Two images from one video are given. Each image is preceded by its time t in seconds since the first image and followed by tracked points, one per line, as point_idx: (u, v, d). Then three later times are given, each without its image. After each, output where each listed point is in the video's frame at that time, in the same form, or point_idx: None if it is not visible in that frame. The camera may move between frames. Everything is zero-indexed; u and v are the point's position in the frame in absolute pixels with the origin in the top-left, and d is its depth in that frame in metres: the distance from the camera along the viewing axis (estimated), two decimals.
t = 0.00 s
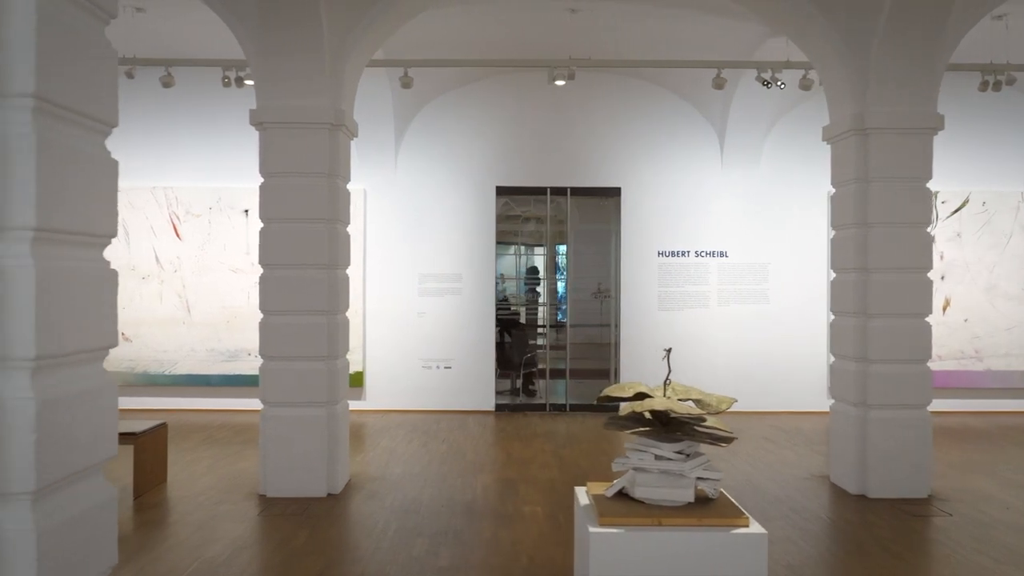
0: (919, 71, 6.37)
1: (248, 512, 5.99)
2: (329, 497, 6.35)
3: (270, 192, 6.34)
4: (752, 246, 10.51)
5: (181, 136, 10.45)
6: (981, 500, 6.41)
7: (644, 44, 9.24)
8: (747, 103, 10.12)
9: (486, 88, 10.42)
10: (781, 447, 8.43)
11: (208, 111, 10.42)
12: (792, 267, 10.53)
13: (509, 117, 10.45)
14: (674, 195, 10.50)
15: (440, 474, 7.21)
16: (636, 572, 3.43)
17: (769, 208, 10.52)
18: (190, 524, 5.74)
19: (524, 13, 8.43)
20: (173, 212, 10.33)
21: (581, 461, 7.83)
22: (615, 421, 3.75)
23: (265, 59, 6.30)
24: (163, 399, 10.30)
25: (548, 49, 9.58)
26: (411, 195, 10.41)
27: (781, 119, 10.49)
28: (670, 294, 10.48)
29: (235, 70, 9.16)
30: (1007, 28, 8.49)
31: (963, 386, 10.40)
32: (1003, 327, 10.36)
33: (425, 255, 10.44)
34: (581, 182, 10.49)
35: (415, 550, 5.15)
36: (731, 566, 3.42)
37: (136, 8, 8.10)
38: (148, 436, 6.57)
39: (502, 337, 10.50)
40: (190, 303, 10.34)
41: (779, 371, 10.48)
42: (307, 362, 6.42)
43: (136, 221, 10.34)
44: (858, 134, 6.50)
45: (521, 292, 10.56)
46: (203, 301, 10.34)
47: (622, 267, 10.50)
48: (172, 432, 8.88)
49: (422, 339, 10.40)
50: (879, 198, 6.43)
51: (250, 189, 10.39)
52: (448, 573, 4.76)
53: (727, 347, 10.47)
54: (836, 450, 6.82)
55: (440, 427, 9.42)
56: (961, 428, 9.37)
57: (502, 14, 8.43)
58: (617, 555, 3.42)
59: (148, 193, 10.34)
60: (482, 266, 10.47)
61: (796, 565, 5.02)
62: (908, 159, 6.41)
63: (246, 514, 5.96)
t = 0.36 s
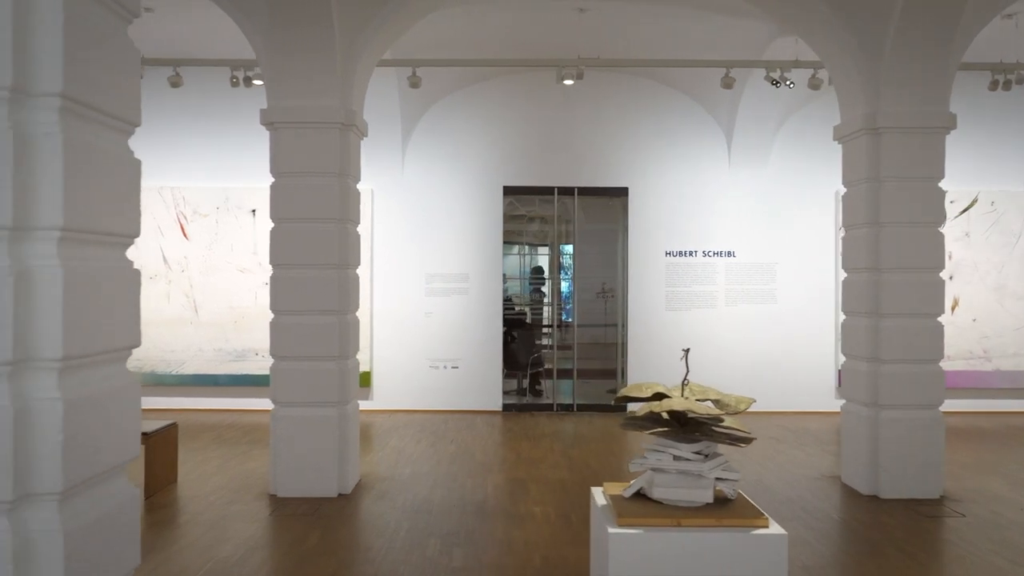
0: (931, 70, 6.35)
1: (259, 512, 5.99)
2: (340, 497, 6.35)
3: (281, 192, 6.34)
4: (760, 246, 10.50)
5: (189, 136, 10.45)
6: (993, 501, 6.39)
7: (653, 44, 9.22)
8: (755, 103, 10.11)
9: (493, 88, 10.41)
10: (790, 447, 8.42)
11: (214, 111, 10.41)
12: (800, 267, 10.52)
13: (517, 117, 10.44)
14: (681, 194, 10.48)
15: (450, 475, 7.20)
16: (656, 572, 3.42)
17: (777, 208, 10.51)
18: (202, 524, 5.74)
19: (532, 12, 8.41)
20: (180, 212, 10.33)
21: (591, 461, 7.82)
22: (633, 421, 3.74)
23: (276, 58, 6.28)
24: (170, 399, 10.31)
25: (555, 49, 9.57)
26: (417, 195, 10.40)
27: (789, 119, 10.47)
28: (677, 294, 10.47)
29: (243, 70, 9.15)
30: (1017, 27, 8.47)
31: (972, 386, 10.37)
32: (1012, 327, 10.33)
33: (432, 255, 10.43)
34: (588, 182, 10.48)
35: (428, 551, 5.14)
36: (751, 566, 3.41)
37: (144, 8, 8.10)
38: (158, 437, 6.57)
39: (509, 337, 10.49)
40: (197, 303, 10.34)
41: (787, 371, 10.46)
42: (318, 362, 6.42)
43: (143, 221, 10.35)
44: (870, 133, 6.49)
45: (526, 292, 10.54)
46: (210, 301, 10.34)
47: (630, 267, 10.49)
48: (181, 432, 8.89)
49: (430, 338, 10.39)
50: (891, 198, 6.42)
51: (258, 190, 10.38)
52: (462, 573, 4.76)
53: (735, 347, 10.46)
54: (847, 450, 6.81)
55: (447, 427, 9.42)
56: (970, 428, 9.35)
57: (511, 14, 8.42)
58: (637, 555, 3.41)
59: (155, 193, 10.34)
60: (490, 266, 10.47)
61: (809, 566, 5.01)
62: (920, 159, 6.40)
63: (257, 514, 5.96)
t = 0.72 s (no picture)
0: (944, 69, 6.33)
1: (271, 512, 5.99)
2: (351, 497, 6.34)
3: (292, 191, 6.34)
4: (769, 245, 10.48)
5: (198, 135, 10.45)
6: (1006, 501, 6.37)
7: (661, 43, 9.21)
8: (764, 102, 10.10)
9: (500, 87, 10.40)
10: (800, 447, 8.41)
11: (221, 111, 10.40)
12: (809, 268, 10.49)
13: (525, 117, 10.43)
14: (689, 194, 10.47)
15: (461, 475, 7.19)
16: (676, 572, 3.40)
17: (785, 208, 10.49)
18: (214, 524, 5.74)
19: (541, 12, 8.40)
20: (188, 212, 10.34)
21: (601, 461, 7.80)
22: (651, 421, 3.74)
23: (288, 58, 6.28)
24: (179, 399, 10.32)
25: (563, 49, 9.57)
26: (425, 195, 10.40)
27: (797, 119, 10.45)
28: (685, 293, 10.46)
29: (252, 70, 9.15)
30: None
31: (981, 386, 10.34)
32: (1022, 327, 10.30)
33: (440, 255, 10.42)
34: (596, 181, 10.47)
35: (441, 551, 5.13)
36: (771, 567, 3.40)
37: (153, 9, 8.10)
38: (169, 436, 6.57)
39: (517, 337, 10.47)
40: (205, 303, 10.35)
41: (796, 372, 10.44)
42: (329, 361, 6.41)
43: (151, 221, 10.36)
44: (882, 132, 6.47)
45: (531, 292, 10.50)
46: (218, 301, 10.35)
47: (638, 267, 10.47)
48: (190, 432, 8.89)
49: (437, 338, 10.38)
50: (903, 198, 6.40)
51: (265, 190, 10.39)
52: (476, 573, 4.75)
53: (744, 347, 10.44)
54: (859, 450, 6.80)
55: (456, 427, 9.41)
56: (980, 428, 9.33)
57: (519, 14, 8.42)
58: (657, 556, 3.39)
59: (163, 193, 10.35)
60: (497, 265, 10.46)
61: (824, 566, 5.00)
62: (932, 159, 6.39)
63: (269, 514, 5.96)
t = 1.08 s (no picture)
0: (957, 68, 6.32)
1: (283, 513, 5.99)
2: (362, 496, 6.34)
3: (304, 191, 6.34)
4: (777, 245, 10.47)
5: (206, 135, 10.46)
6: (1018, 501, 6.36)
7: (669, 43, 9.20)
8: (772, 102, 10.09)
9: (508, 87, 10.39)
10: (810, 447, 8.40)
11: (229, 111, 10.40)
12: (817, 268, 10.48)
13: (532, 116, 10.43)
14: (698, 194, 10.46)
15: (471, 475, 7.19)
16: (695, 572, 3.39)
17: (793, 207, 10.48)
18: (227, 523, 5.74)
19: (550, 11, 8.38)
20: (196, 212, 10.35)
21: (611, 461, 7.80)
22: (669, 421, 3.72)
23: (299, 57, 6.27)
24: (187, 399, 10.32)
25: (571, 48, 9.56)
26: (432, 195, 10.40)
27: (805, 118, 10.44)
28: (693, 293, 10.44)
29: (261, 70, 9.15)
30: None
31: (990, 386, 10.32)
32: None
33: (447, 254, 10.42)
34: (604, 181, 10.47)
35: (455, 551, 5.13)
36: (791, 567, 3.39)
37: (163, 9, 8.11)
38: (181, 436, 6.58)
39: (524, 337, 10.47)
40: (213, 303, 10.36)
41: (804, 372, 10.43)
42: (341, 361, 6.41)
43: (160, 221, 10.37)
44: (894, 132, 6.46)
45: (536, 291, 10.53)
46: (226, 301, 10.36)
47: (645, 267, 10.46)
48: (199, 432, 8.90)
49: (445, 338, 10.38)
50: (915, 197, 6.39)
51: (273, 190, 10.39)
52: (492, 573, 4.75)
53: (752, 346, 10.43)
54: (871, 450, 6.78)
55: (464, 427, 9.41)
56: (989, 428, 9.31)
57: (527, 13, 8.41)
58: (677, 557, 3.38)
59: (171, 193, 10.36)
60: (505, 266, 10.45)
61: (838, 566, 4.99)
62: (945, 158, 6.37)
63: (281, 514, 5.96)
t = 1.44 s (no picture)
0: (970, 67, 6.31)
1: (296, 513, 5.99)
2: (374, 496, 6.35)
3: (315, 191, 6.34)
4: (785, 245, 10.46)
5: (215, 136, 10.48)
6: None
7: (679, 43, 9.20)
8: (781, 101, 10.08)
9: (516, 87, 10.39)
10: (820, 447, 8.39)
11: (238, 111, 10.41)
12: (826, 268, 10.47)
13: (540, 116, 10.43)
14: (706, 194, 10.45)
15: (482, 475, 7.18)
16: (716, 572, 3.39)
17: (801, 207, 10.47)
18: (240, 523, 5.74)
19: (559, 11, 8.37)
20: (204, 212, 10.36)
21: (621, 461, 7.79)
22: (689, 421, 3.72)
23: (311, 58, 6.27)
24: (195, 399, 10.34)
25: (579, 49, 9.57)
26: (441, 195, 10.40)
27: (814, 118, 10.43)
28: (702, 293, 10.44)
29: (271, 71, 9.16)
30: None
31: (999, 386, 10.31)
32: None
33: (455, 254, 10.42)
34: (612, 181, 10.46)
35: (470, 551, 5.13)
36: (812, 566, 3.39)
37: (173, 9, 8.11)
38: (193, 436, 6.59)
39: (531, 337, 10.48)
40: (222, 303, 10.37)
41: (812, 372, 10.42)
42: (353, 361, 6.42)
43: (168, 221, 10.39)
44: (906, 131, 6.45)
45: (542, 292, 10.54)
46: (234, 301, 10.36)
47: (653, 267, 10.46)
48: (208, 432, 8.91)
49: (453, 338, 10.38)
50: (928, 197, 6.39)
51: (280, 190, 10.40)
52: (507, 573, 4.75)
53: (760, 347, 10.42)
54: (883, 450, 6.78)
55: (473, 427, 9.41)
56: (999, 428, 9.29)
57: (537, 13, 8.40)
58: (697, 557, 3.38)
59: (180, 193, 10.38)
60: (514, 266, 10.45)
61: (853, 566, 4.99)
62: (957, 158, 6.37)
63: (294, 514, 5.97)
